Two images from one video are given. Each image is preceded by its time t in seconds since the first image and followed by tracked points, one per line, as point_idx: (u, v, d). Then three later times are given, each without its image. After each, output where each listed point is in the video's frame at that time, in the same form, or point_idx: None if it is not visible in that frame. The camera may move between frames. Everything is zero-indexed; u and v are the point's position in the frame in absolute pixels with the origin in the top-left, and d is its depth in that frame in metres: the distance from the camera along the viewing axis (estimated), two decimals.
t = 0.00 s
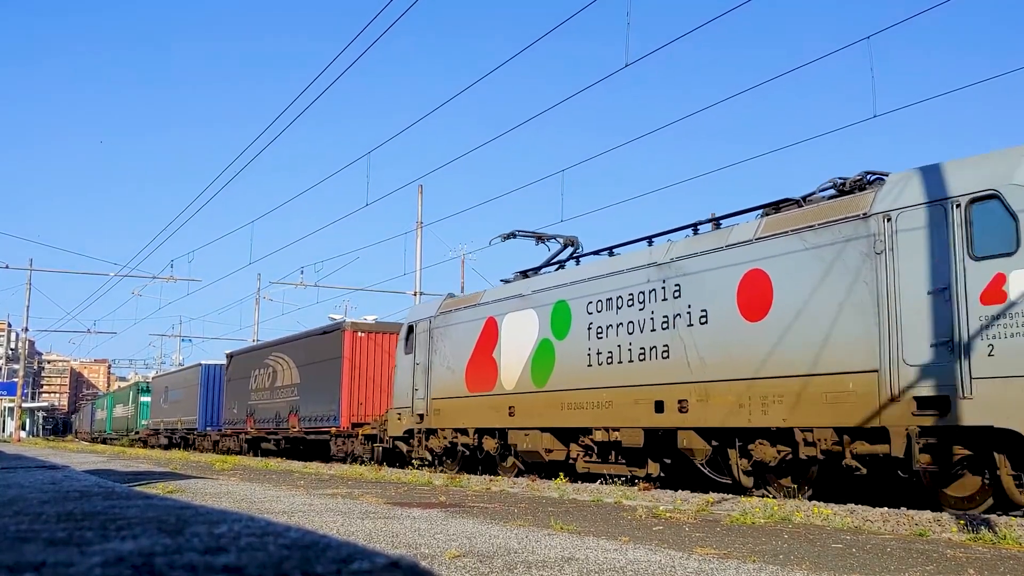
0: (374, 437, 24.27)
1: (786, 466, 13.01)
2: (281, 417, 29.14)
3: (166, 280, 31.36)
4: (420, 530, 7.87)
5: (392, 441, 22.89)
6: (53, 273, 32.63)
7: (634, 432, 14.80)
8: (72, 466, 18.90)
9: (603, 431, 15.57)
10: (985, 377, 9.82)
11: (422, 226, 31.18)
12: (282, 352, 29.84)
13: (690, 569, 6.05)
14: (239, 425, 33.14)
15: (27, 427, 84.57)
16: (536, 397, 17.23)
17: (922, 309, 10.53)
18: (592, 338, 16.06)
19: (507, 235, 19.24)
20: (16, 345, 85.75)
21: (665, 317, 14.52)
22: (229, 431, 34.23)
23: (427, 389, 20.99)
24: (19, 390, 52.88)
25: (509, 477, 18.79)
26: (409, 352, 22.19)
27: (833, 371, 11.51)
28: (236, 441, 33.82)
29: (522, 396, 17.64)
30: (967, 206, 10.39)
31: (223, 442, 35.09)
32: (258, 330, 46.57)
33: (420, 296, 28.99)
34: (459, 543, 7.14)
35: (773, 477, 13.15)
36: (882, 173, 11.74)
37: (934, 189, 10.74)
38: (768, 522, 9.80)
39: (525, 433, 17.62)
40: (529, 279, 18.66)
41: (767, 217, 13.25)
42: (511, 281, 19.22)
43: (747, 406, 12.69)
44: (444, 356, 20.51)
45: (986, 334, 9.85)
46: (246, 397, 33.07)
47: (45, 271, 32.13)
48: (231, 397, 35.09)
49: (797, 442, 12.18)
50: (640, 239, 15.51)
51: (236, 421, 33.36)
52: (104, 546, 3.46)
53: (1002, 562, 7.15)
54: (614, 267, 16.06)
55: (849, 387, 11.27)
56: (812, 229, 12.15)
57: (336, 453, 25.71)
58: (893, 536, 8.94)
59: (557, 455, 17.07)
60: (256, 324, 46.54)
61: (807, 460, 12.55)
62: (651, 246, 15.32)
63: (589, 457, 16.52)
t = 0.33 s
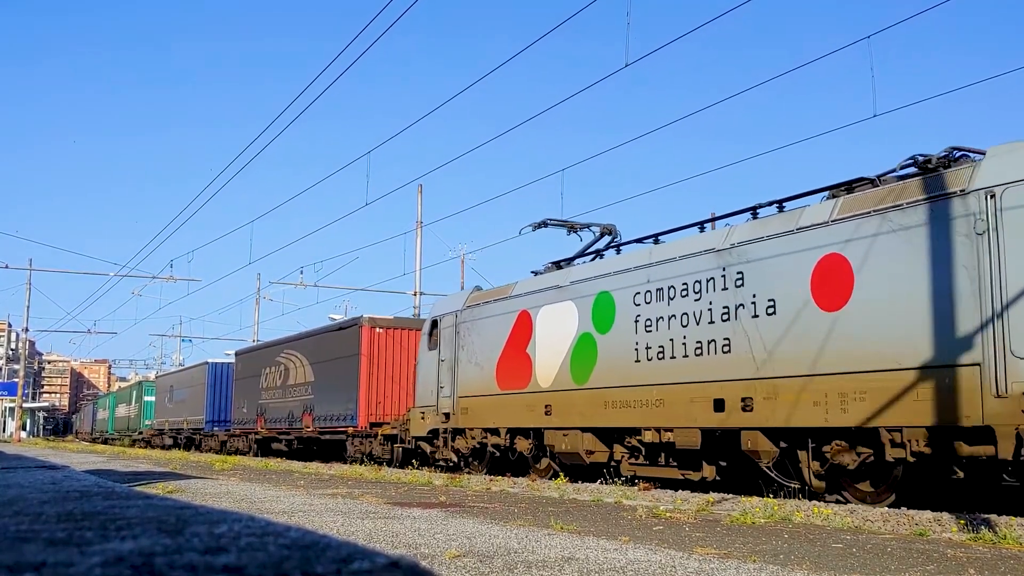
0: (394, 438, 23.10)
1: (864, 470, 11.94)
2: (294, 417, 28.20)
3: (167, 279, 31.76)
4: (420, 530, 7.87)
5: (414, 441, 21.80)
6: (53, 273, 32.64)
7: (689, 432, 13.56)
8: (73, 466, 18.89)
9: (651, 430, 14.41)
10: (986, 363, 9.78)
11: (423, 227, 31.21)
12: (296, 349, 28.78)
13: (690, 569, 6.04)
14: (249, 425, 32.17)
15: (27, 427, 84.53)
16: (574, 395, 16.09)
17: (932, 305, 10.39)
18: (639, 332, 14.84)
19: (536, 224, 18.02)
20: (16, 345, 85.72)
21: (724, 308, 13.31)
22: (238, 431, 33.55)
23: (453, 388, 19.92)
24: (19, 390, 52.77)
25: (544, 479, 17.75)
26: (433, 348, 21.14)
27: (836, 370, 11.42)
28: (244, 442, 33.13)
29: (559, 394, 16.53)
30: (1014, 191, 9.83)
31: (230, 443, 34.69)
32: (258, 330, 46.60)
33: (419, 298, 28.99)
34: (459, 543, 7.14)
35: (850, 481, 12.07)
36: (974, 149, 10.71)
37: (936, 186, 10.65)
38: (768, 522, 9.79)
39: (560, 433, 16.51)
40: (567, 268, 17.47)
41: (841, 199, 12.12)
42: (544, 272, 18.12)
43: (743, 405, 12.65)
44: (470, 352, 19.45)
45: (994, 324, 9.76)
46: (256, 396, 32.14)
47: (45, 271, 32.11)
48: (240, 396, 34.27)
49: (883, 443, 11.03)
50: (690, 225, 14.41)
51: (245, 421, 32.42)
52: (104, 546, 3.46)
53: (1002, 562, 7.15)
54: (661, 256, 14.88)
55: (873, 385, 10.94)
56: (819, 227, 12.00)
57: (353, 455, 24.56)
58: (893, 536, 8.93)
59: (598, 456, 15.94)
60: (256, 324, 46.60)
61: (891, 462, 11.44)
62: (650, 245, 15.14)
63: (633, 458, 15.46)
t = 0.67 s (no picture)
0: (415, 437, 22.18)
1: (959, 474, 10.95)
2: (307, 416, 27.43)
3: (166, 280, 32.15)
4: (420, 530, 7.85)
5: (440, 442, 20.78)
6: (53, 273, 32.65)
7: (756, 434, 12.42)
8: (73, 466, 18.85)
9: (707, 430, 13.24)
10: (993, 362, 9.72)
11: (423, 227, 31.38)
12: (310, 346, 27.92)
13: (690, 569, 6.03)
14: (260, 425, 31.56)
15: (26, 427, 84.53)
16: (621, 391, 14.97)
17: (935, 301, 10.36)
18: (695, 323, 13.71)
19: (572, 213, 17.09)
20: (16, 344, 85.77)
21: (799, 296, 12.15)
22: (248, 431, 33.10)
23: (483, 385, 18.96)
24: (19, 391, 52.66)
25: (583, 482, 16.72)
26: (462, 343, 20.15)
27: (837, 369, 11.42)
28: (254, 442, 32.61)
29: (602, 391, 15.47)
30: None
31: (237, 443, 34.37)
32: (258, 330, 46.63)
33: (418, 299, 29.02)
34: (459, 543, 7.12)
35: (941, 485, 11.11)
36: None
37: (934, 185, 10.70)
38: (768, 522, 9.77)
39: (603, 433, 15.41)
40: (611, 256, 16.31)
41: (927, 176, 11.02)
42: (583, 262, 17.04)
43: (739, 409, 12.64)
44: (505, 346, 18.45)
45: (996, 321, 9.74)
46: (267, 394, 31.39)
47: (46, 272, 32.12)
48: (250, 394, 33.70)
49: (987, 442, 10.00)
50: (750, 208, 13.36)
51: (256, 420, 31.83)
52: (103, 546, 3.45)
53: (1002, 562, 7.14)
54: (716, 241, 13.79)
55: (872, 384, 10.95)
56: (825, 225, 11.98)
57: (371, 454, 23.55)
58: (893, 536, 8.92)
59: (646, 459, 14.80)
60: (256, 323, 46.65)
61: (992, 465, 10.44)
62: (651, 245, 15.14)
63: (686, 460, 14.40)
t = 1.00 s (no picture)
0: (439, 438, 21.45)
1: None
2: (321, 415, 26.75)
3: (166, 280, 31.82)
4: (420, 531, 7.86)
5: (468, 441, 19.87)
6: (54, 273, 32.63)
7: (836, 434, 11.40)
8: (73, 466, 18.84)
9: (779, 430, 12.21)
10: (993, 362, 9.72)
11: (422, 227, 31.56)
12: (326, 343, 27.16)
13: (690, 569, 6.03)
14: (270, 425, 30.97)
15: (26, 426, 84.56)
16: (675, 389, 13.85)
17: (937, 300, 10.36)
18: (761, 314, 12.63)
19: (610, 197, 16.19)
20: (17, 343, 85.83)
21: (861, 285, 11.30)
22: (257, 431, 32.65)
23: (516, 382, 17.95)
24: (19, 391, 52.62)
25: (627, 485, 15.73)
26: (494, 339, 19.09)
27: (837, 369, 11.40)
28: (264, 442, 32.07)
29: (651, 388, 14.40)
30: None
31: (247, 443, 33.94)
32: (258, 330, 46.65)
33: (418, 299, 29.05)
34: (459, 543, 7.13)
35: None
36: None
37: (933, 184, 10.68)
38: (768, 522, 9.78)
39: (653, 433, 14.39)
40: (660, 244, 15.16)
41: None
42: (626, 251, 15.95)
43: (739, 409, 12.63)
44: (540, 341, 17.38)
45: (995, 320, 9.75)
46: (278, 392, 30.74)
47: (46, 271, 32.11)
48: (260, 393, 33.15)
49: None
50: (821, 189, 12.26)
51: (267, 419, 31.24)
52: (104, 546, 3.45)
53: (1001, 562, 7.15)
54: (775, 228, 12.78)
55: (870, 383, 10.96)
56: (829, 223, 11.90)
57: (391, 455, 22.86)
58: (893, 536, 8.93)
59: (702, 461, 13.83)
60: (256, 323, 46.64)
61: None
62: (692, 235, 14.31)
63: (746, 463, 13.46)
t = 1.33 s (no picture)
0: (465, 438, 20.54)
1: None
2: (336, 415, 25.90)
3: (167, 279, 31.44)
4: (420, 530, 7.86)
5: (500, 442, 18.78)
6: (55, 273, 32.58)
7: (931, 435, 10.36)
8: (73, 466, 18.85)
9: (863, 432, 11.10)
10: (992, 362, 9.72)
11: (421, 227, 31.52)
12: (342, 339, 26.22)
13: (690, 569, 6.04)
14: (282, 424, 30.21)
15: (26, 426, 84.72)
16: (737, 386, 12.77)
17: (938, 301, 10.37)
18: (840, 303, 11.52)
19: (654, 182, 15.20)
20: (17, 343, 85.83)
21: (920, 277, 10.62)
22: (267, 431, 31.90)
23: (552, 379, 16.84)
24: (19, 391, 52.45)
25: (678, 490, 14.63)
26: (527, 332, 17.95)
27: (836, 369, 11.41)
28: (275, 442, 31.38)
29: (708, 386, 13.29)
30: None
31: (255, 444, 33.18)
32: (258, 330, 46.61)
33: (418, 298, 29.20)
34: (458, 543, 7.14)
35: None
36: None
37: (933, 184, 10.68)
38: (767, 522, 9.79)
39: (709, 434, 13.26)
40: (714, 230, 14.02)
41: None
42: (674, 237, 14.80)
43: (739, 409, 12.67)
44: (579, 335, 16.27)
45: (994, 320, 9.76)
46: (291, 390, 29.93)
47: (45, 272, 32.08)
48: (271, 392, 32.47)
49: None
50: (898, 167, 11.25)
51: (279, 418, 30.49)
52: (104, 546, 3.46)
53: (1001, 562, 7.15)
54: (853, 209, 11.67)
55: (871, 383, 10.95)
56: (830, 223, 11.90)
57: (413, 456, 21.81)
58: (893, 536, 8.93)
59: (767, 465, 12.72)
60: (256, 323, 46.62)
61: None
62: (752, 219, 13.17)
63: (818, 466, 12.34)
